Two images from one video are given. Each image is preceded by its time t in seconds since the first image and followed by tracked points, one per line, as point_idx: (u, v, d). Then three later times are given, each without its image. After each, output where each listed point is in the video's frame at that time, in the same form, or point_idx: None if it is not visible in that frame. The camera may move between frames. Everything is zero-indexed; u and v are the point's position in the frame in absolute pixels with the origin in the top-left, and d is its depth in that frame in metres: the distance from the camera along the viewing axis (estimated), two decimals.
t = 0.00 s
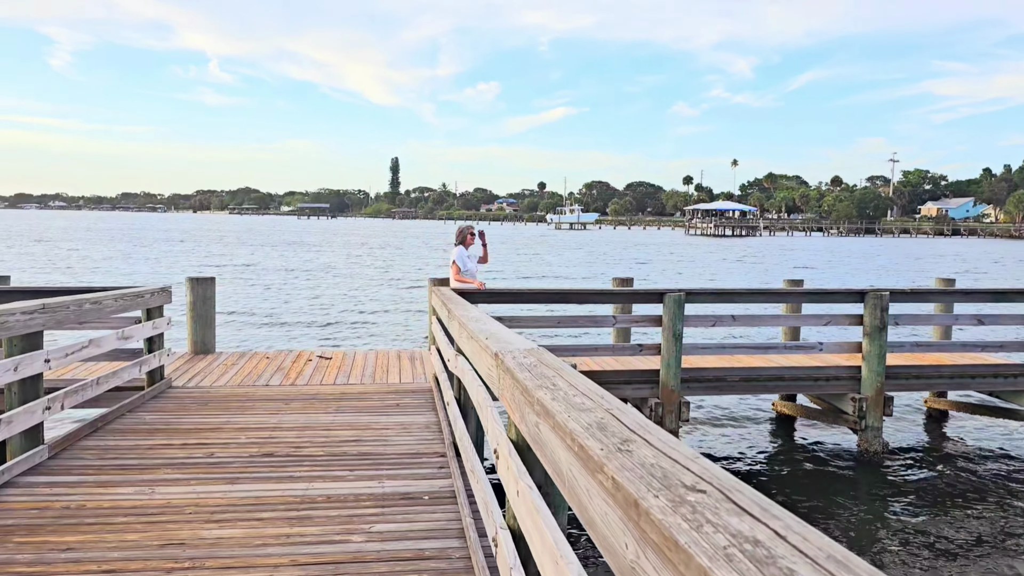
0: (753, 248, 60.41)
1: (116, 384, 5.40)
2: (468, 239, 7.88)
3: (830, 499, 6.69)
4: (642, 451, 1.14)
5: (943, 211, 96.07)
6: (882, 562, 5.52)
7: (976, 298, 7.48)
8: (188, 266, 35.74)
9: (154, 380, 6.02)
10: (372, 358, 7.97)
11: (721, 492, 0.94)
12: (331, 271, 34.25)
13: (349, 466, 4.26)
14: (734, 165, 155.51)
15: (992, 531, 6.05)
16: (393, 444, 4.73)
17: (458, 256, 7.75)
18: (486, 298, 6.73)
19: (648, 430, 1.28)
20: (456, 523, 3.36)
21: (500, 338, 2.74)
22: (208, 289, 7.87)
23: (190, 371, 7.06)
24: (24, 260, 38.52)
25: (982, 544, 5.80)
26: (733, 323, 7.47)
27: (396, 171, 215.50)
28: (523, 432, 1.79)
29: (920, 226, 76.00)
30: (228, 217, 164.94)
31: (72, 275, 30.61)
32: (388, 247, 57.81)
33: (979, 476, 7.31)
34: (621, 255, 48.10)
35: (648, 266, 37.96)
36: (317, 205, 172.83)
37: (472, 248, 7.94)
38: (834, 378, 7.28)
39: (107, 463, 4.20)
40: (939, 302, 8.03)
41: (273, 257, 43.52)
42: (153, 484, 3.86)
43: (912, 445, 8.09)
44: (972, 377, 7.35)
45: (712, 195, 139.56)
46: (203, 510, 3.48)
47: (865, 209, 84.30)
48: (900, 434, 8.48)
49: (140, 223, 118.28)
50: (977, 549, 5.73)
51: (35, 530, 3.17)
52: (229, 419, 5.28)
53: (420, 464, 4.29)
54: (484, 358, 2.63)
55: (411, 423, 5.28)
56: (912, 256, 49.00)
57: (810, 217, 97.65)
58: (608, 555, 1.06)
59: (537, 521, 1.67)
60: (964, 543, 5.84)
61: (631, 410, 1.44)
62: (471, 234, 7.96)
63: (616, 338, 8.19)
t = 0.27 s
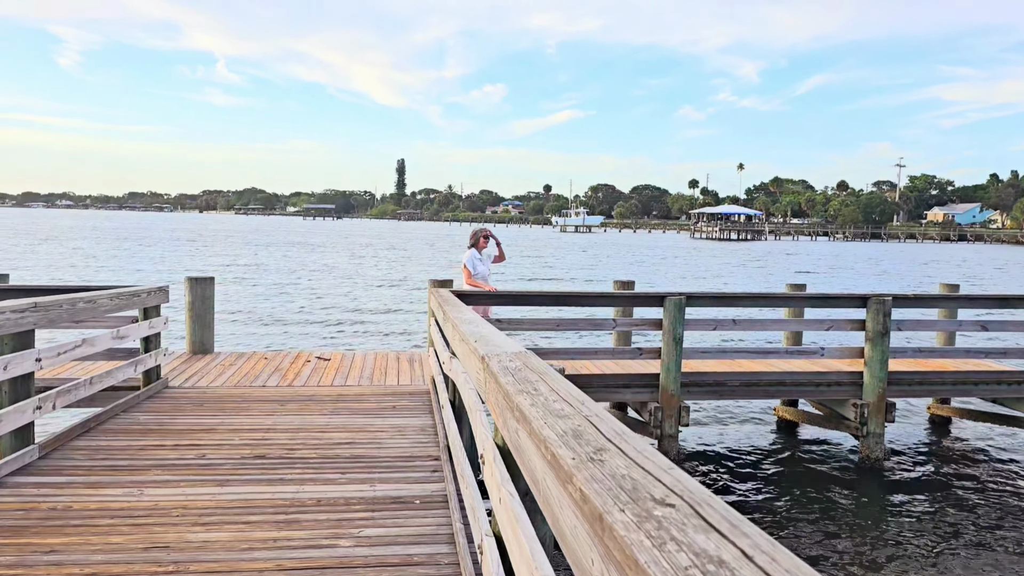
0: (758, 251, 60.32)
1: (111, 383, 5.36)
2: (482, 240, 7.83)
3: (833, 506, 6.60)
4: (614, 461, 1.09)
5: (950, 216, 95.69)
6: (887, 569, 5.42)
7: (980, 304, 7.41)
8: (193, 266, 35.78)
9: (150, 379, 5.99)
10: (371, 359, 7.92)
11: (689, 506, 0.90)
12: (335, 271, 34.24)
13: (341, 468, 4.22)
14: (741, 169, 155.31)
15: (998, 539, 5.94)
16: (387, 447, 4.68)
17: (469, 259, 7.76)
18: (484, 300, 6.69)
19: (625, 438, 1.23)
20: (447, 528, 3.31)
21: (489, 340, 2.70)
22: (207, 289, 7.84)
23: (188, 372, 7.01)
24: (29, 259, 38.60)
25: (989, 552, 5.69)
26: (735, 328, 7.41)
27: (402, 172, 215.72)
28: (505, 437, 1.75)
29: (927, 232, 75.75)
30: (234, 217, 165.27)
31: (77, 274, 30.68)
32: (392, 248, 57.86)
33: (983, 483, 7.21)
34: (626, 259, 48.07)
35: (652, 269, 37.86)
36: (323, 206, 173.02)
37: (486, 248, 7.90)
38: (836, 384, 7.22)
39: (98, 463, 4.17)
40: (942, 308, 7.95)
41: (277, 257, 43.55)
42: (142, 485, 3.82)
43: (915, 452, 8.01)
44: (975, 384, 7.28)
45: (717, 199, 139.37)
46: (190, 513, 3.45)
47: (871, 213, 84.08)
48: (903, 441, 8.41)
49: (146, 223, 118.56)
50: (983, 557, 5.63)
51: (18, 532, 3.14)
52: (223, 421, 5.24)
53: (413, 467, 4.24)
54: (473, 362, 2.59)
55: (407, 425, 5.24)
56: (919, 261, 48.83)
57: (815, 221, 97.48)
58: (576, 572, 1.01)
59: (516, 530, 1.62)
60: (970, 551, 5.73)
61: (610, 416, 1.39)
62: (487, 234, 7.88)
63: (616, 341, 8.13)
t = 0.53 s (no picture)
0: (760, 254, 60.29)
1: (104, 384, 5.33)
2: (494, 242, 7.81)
3: (832, 511, 6.54)
4: (587, 469, 1.06)
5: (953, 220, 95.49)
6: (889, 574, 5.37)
7: (981, 308, 7.35)
8: (195, 266, 35.81)
9: (145, 380, 5.96)
10: (368, 361, 7.88)
11: (659, 517, 0.86)
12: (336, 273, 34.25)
13: (332, 471, 4.18)
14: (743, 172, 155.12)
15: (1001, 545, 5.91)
16: (381, 449, 4.64)
17: (478, 260, 7.79)
18: (481, 303, 6.65)
19: (602, 444, 1.20)
20: (436, 533, 3.27)
21: (478, 342, 2.67)
22: (204, 289, 7.81)
23: (183, 372, 6.97)
24: (30, 259, 38.59)
25: (992, 558, 5.66)
26: (733, 331, 7.36)
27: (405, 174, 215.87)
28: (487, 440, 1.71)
29: (929, 235, 75.56)
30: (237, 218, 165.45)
31: (79, 273, 30.71)
32: (394, 250, 57.90)
33: (985, 488, 7.15)
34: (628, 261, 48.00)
35: (654, 271, 37.76)
36: (326, 207, 173.14)
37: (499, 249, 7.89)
38: (835, 387, 7.17)
39: (88, 465, 4.12)
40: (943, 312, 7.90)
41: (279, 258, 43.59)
42: (132, 487, 3.79)
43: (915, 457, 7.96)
44: (976, 388, 7.23)
45: (720, 202, 139.33)
46: (179, 515, 3.41)
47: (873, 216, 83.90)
48: (903, 445, 8.36)
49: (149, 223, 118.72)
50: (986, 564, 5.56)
51: (4, 535, 3.10)
52: (216, 422, 5.20)
53: (406, 470, 4.20)
54: (461, 364, 2.56)
55: (401, 427, 5.20)
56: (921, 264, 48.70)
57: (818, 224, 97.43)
58: None
59: (496, 535, 1.58)
60: (972, 558, 5.66)
61: (591, 422, 1.36)
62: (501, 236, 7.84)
63: (615, 343, 8.08)
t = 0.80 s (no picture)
0: (756, 254, 60.42)
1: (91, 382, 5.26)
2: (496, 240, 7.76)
3: (827, 512, 6.49)
4: (558, 460, 1.01)
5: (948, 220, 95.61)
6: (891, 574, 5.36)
7: (975, 307, 7.32)
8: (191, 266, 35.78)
9: (133, 378, 5.89)
10: (359, 359, 7.83)
11: (628, 509, 0.82)
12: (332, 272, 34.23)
13: (320, 469, 4.13)
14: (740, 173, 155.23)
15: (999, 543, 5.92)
16: (370, 447, 4.59)
17: (479, 257, 7.74)
18: (473, 300, 6.60)
19: (576, 436, 1.16)
20: (423, 531, 3.23)
21: (463, 337, 2.63)
22: (195, 287, 7.76)
23: (172, 371, 6.91)
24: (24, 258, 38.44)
25: (992, 556, 5.67)
26: (727, 329, 7.32)
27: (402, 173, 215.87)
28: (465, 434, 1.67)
29: (925, 235, 75.64)
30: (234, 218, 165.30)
31: (74, 273, 30.64)
32: (391, 249, 57.88)
33: (981, 490, 7.10)
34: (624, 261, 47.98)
35: (650, 271, 37.74)
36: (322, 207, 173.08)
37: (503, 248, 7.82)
38: (830, 386, 7.13)
39: (72, 462, 4.08)
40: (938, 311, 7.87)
41: (276, 258, 43.56)
42: (116, 485, 3.74)
43: (910, 457, 7.94)
44: (971, 387, 7.20)
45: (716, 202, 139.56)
46: (162, 513, 3.36)
47: (869, 217, 83.98)
48: (898, 445, 8.33)
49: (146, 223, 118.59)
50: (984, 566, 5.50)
51: None
52: (203, 420, 5.15)
53: (395, 468, 4.16)
54: (445, 360, 2.52)
55: (391, 426, 5.15)
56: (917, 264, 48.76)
57: (814, 225, 97.62)
58: None
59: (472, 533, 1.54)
60: (969, 560, 5.61)
61: (567, 414, 1.32)
62: (506, 234, 7.78)
63: (609, 342, 8.04)
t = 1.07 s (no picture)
0: (747, 249, 60.62)
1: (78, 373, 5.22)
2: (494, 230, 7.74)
3: (819, 504, 6.49)
4: (542, 440, 0.99)
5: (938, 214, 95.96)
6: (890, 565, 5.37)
7: (966, 299, 7.32)
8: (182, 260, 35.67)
9: (121, 370, 5.84)
10: (349, 352, 7.79)
11: (615, 485, 0.79)
12: (324, 266, 34.17)
13: (309, 460, 4.10)
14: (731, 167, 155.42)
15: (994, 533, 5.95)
16: (359, 438, 4.56)
17: (477, 248, 7.72)
18: (463, 292, 6.57)
19: (563, 416, 1.13)
20: (411, 522, 3.20)
21: (450, 325, 2.60)
22: (183, 280, 7.71)
23: (160, 363, 6.86)
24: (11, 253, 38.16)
25: (988, 546, 5.70)
26: (719, 321, 7.30)
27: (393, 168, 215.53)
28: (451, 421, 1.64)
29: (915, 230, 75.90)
30: (225, 212, 164.80)
31: (64, 266, 30.51)
32: (383, 243, 57.81)
33: (971, 481, 7.13)
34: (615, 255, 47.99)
35: (641, 266, 37.77)
36: (314, 201, 172.72)
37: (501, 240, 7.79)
38: (820, 378, 7.13)
39: (57, 454, 4.03)
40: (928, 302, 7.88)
41: (267, 252, 43.45)
42: (101, 476, 3.70)
43: (900, 448, 7.94)
44: (961, 379, 7.21)
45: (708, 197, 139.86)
46: (148, 504, 3.33)
47: (860, 211, 84.21)
48: (888, 437, 8.35)
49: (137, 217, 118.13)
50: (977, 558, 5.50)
51: None
52: (191, 412, 5.11)
53: (384, 459, 4.13)
54: (432, 348, 2.49)
55: (380, 417, 5.12)
56: (907, 258, 48.94)
57: (805, 219, 97.97)
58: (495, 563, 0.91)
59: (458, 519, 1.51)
60: (960, 552, 5.61)
61: (554, 396, 1.29)
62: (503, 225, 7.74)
63: (600, 333, 8.01)
